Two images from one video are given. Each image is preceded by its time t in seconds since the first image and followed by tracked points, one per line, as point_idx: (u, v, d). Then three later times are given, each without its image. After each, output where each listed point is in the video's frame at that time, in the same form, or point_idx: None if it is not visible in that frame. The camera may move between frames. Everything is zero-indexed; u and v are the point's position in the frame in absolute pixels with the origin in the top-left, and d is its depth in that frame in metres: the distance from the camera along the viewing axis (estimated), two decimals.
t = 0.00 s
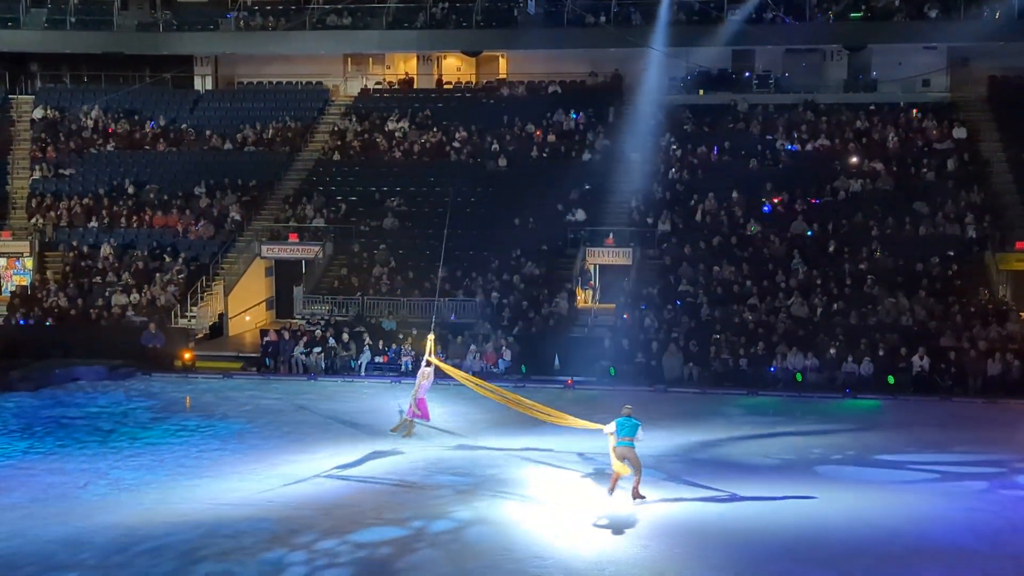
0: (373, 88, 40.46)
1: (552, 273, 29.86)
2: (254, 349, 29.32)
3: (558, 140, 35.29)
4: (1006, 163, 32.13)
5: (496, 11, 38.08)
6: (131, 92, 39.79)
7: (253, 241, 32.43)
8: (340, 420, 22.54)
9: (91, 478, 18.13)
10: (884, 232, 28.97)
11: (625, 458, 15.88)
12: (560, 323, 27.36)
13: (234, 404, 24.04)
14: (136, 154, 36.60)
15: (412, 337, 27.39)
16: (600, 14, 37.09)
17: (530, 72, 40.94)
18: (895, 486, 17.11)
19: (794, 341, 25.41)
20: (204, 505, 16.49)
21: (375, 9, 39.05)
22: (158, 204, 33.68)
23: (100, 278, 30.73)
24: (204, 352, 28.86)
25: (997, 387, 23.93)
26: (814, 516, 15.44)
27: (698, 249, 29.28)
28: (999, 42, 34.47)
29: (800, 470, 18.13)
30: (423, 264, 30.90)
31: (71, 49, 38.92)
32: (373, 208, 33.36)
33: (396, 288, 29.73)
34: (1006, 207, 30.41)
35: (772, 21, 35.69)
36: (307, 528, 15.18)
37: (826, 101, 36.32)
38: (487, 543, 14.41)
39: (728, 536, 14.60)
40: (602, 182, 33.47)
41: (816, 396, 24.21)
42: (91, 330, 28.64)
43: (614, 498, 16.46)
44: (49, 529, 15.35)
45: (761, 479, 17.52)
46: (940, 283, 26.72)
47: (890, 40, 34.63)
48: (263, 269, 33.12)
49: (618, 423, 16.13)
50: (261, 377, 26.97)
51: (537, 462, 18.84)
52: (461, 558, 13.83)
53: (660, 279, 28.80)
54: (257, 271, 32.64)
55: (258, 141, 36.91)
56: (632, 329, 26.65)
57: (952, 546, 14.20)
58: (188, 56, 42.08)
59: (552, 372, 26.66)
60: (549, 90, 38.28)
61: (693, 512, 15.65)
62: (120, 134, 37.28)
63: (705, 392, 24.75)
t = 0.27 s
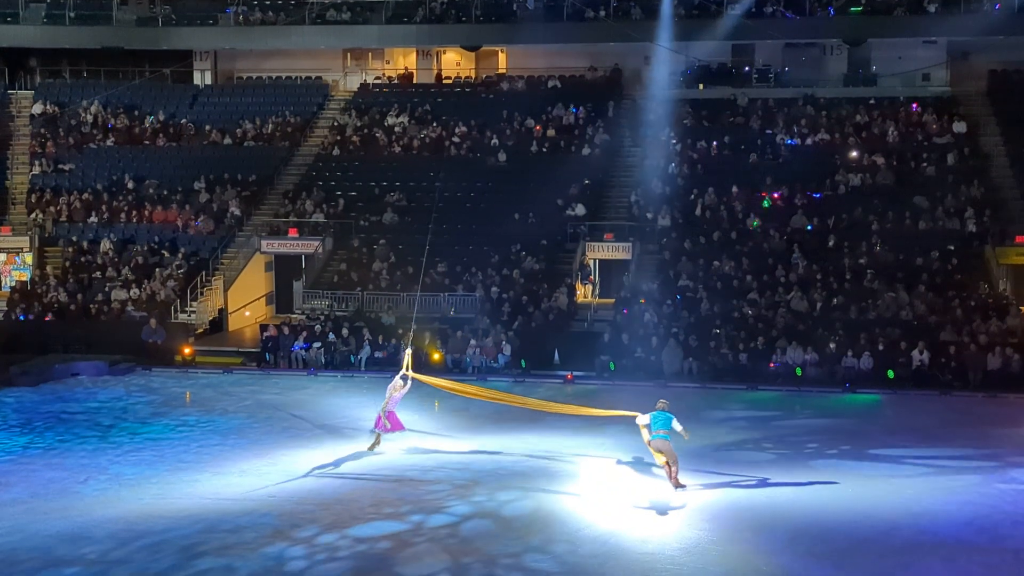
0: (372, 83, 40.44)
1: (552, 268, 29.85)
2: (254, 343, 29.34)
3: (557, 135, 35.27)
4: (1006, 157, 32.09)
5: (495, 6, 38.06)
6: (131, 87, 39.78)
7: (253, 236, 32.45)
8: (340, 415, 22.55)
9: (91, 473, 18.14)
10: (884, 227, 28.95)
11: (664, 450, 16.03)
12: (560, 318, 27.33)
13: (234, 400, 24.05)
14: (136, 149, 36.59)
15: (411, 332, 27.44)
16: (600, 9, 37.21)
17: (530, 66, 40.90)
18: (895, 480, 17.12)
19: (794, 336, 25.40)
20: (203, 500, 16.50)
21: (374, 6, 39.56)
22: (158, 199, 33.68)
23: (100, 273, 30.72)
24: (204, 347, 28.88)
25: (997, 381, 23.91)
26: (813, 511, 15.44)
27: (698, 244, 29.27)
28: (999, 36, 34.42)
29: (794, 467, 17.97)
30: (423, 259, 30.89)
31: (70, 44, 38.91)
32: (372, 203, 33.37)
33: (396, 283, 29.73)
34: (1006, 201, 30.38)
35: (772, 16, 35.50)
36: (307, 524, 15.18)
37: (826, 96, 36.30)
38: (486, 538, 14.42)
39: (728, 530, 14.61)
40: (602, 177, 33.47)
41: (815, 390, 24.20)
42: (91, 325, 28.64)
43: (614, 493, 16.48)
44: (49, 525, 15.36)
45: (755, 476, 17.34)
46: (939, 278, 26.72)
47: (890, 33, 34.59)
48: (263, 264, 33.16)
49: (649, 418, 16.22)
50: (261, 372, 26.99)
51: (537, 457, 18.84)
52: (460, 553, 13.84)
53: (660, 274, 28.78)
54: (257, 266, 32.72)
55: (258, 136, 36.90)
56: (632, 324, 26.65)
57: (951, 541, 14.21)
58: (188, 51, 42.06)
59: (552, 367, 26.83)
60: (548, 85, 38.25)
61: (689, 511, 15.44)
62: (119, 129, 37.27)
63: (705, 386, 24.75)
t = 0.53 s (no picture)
0: (371, 77, 40.38)
1: (551, 263, 29.85)
2: (254, 338, 29.35)
3: (557, 129, 35.24)
4: (1006, 152, 32.08)
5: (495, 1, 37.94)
6: (129, 82, 39.73)
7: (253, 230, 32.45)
8: (339, 409, 22.57)
9: (91, 468, 18.15)
10: (884, 221, 28.94)
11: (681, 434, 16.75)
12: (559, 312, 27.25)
13: (233, 394, 24.06)
14: (134, 144, 36.56)
15: (410, 327, 27.32)
16: (599, 4, 37.55)
17: (529, 61, 40.83)
18: (894, 474, 17.14)
19: (794, 330, 25.41)
20: (203, 495, 16.51)
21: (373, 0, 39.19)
22: (157, 194, 33.66)
23: (99, 268, 30.71)
24: (203, 342, 28.90)
25: (997, 375, 23.93)
26: (812, 505, 15.47)
27: (697, 238, 29.27)
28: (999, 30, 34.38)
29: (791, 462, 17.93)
30: (422, 253, 30.88)
31: (68, 39, 38.86)
32: (372, 197, 33.36)
33: (395, 278, 29.72)
34: (1006, 195, 30.37)
35: (772, 10, 35.82)
36: (307, 518, 15.20)
37: (825, 90, 36.27)
38: (486, 532, 14.43)
39: (727, 524, 14.63)
40: (602, 172, 33.46)
41: (815, 385, 24.22)
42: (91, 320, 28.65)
43: (613, 487, 16.49)
44: (49, 520, 15.38)
45: (751, 472, 17.29)
46: (939, 272, 26.73)
47: (890, 27, 34.54)
48: (263, 258, 33.17)
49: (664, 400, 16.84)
50: (261, 367, 27.01)
51: (536, 452, 18.84)
52: (460, 547, 13.85)
53: (659, 268, 28.77)
54: (256, 260, 32.72)
55: (257, 131, 36.87)
56: (631, 318, 26.65)
57: (951, 534, 14.23)
58: (187, 46, 42.00)
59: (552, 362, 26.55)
60: (548, 79, 38.20)
61: (690, 505, 15.47)
62: (118, 124, 37.23)
63: (705, 381, 24.76)
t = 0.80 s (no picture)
0: (370, 72, 40.33)
1: (551, 257, 29.84)
2: (254, 333, 29.35)
3: (556, 124, 35.21)
4: (1006, 147, 32.04)
5: None
6: (129, 77, 39.71)
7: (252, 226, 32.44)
8: (339, 405, 22.58)
9: (90, 463, 18.18)
10: (884, 216, 28.92)
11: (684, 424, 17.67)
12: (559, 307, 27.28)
13: (233, 390, 24.08)
14: (134, 139, 36.55)
15: (410, 323, 27.36)
16: None
17: (529, 56, 40.79)
18: (893, 469, 17.14)
19: (794, 325, 25.39)
20: (202, 490, 16.53)
21: None
22: (157, 189, 33.66)
23: (99, 264, 30.72)
24: (203, 337, 28.92)
25: (997, 370, 23.93)
26: (811, 500, 15.47)
27: (697, 234, 29.26)
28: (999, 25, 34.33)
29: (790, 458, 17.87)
30: (421, 249, 30.87)
31: (68, 34, 38.86)
32: (371, 192, 33.36)
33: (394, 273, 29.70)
34: (1006, 190, 30.34)
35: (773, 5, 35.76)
36: (306, 513, 15.22)
37: (825, 85, 36.24)
38: (484, 527, 14.44)
39: (725, 520, 14.64)
40: (601, 167, 33.46)
41: (815, 380, 24.23)
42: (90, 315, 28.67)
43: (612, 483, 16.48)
44: (49, 515, 15.40)
45: (751, 467, 17.29)
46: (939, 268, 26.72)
47: (890, 22, 34.50)
48: (262, 253, 33.18)
49: (667, 392, 17.77)
50: (261, 362, 27.03)
51: (536, 448, 18.84)
52: (458, 542, 13.86)
53: (659, 263, 28.76)
54: (256, 256, 32.76)
55: (256, 126, 36.86)
56: (631, 313, 26.65)
57: (949, 530, 14.23)
58: (186, 41, 41.97)
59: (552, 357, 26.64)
60: (548, 74, 38.17)
61: (689, 501, 15.46)
62: (118, 119, 37.22)
63: (705, 376, 24.77)
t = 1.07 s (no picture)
0: (370, 69, 40.28)
1: (551, 254, 29.84)
2: (254, 330, 29.34)
3: (556, 121, 35.19)
4: (1005, 144, 32.01)
5: None
6: (128, 73, 39.68)
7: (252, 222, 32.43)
8: (338, 401, 22.59)
9: (90, 460, 18.19)
10: (884, 212, 28.91)
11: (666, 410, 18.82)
12: (559, 304, 27.28)
13: (232, 386, 24.10)
14: (134, 136, 36.54)
15: (410, 320, 27.32)
16: None
17: (529, 52, 40.76)
18: (892, 465, 17.15)
19: (793, 322, 25.39)
20: (202, 487, 16.55)
21: None
22: (156, 186, 33.65)
23: (98, 260, 30.73)
24: (203, 333, 28.94)
25: (996, 367, 23.94)
26: (810, 496, 15.49)
27: (696, 231, 29.25)
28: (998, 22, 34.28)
29: (788, 454, 17.88)
30: (421, 246, 30.88)
31: (68, 31, 38.84)
32: (371, 188, 33.34)
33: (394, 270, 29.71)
34: (1005, 186, 30.33)
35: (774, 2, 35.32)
36: (306, 509, 15.24)
37: (825, 81, 36.21)
38: (483, 524, 14.45)
39: (725, 516, 14.65)
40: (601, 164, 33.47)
41: (814, 377, 24.25)
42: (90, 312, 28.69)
43: (612, 479, 16.49)
44: (49, 511, 15.42)
45: (751, 464, 17.28)
46: (938, 264, 26.73)
47: (890, 18, 34.47)
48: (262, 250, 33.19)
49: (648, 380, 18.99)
50: (261, 359, 27.05)
51: (536, 445, 18.84)
52: (458, 538, 13.87)
53: (658, 260, 28.75)
54: (256, 252, 32.75)
55: (256, 123, 36.85)
56: (630, 310, 26.66)
57: (949, 526, 14.24)
58: (186, 38, 41.93)
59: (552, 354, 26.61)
60: (547, 70, 38.14)
61: (689, 498, 15.46)
62: (117, 115, 37.20)
63: (705, 373, 24.78)
